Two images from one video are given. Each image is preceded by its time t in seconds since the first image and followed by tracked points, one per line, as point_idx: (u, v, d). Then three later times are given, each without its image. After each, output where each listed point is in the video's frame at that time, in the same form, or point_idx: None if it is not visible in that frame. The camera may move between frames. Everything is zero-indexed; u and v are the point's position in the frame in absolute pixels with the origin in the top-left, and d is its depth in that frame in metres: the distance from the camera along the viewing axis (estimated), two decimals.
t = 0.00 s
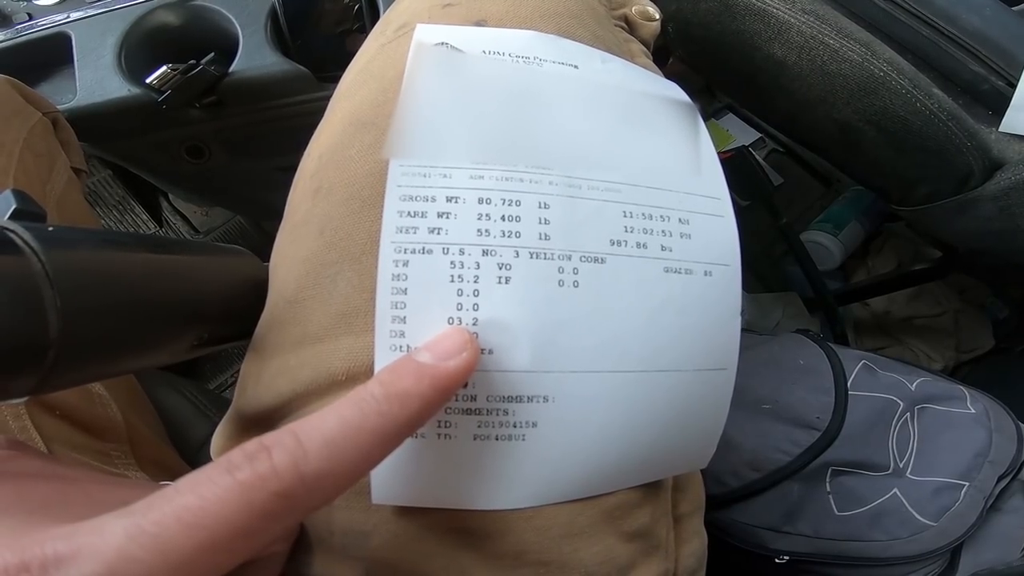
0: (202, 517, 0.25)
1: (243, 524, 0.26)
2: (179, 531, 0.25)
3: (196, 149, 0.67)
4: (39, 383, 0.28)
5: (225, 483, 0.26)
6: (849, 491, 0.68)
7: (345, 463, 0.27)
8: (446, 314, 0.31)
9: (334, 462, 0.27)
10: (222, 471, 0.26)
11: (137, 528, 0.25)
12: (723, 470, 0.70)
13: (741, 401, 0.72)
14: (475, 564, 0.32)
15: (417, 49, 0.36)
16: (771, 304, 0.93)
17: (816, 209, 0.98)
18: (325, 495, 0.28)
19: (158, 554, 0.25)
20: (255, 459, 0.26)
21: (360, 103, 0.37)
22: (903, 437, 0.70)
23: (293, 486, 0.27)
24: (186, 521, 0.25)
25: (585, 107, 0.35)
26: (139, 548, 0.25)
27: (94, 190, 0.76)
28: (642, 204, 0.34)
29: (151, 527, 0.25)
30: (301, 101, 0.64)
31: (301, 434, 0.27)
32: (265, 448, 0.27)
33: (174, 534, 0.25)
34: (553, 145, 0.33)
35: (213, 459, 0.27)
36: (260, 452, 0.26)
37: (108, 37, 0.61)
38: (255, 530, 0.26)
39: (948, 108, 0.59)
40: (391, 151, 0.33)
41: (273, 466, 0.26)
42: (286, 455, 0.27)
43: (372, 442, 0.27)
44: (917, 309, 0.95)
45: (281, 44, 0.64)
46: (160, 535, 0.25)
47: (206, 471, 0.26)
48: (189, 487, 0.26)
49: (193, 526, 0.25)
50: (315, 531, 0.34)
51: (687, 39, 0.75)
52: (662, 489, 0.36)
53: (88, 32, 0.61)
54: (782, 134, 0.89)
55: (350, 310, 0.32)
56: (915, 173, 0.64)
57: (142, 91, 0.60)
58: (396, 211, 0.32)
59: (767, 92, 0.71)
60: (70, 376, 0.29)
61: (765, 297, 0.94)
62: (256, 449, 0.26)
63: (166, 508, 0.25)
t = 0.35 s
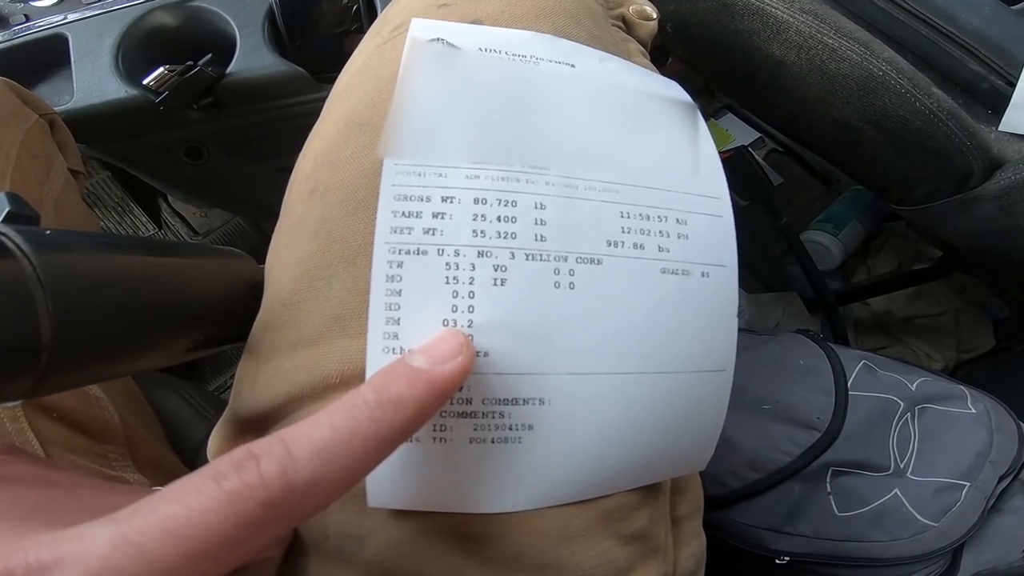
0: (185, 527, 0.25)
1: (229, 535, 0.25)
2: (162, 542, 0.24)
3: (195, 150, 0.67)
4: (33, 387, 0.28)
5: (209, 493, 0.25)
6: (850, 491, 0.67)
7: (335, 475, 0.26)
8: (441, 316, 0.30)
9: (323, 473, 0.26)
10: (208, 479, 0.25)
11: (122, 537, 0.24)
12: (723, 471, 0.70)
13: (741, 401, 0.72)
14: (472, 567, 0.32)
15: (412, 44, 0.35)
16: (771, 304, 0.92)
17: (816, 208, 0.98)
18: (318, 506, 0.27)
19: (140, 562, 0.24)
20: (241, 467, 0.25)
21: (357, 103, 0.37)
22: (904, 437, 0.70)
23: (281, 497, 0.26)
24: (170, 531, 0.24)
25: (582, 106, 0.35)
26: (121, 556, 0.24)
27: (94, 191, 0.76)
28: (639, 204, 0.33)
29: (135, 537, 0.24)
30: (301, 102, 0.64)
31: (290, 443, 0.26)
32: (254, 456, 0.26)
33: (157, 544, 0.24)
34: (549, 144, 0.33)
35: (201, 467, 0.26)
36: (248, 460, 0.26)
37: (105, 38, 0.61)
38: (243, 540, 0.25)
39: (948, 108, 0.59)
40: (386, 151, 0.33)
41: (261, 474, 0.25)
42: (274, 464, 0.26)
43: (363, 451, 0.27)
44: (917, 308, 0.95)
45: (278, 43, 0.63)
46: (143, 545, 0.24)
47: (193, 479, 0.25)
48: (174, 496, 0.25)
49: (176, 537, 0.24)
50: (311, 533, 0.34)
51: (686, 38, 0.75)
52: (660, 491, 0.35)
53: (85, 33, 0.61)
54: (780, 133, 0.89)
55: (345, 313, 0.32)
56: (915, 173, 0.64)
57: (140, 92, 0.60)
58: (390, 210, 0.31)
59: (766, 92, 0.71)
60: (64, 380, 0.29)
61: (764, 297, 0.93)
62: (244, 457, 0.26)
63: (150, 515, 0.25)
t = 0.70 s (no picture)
0: (167, 514, 0.24)
1: (216, 522, 0.25)
2: (142, 532, 0.24)
3: (194, 152, 0.67)
4: (26, 389, 0.28)
5: (199, 474, 0.25)
6: (853, 492, 0.67)
7: (332, 461, 0.26)
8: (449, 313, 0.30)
9: (322, 457, 0.26)
10: (198, 462, 0.25)
11: (98, 526, 0.24)
12: (725, 471, 0.70)
13: (742, 401, 0.72)
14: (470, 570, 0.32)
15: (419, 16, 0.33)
16: (772, 304, 0.92)
17: (817, 207, 0.97)
18: (314, 493, 0.27)
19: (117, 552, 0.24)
20: (237, 450, 0.26)
21: (355, 102, 0.37)
22: (907, 437, 0.70)
23: (277, 483, 0.26)
24: (152, 517, 0.24)
25: (593, 98, 0.34)
26: (98, 543, 0.24)
27: (93, 193, 0.75)
28: (648, 203, 0.33)
29: (113, 525, 0.24)
30: (299, 104, 0.64)
31: (292, 424, 0.27)
32: (252, 438, 0.26)
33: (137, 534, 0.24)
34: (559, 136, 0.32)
35: (196, 448, 0.26)
36: (245, 441, 0.26)
37: (102, 40, 0.61)
38: (228, 531, 0.25)
39: (949, 106, 0.58)
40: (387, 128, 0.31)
41: (258, 457, 0.26)
42: (271, 446, 0.26)
43: (365, 433, 0.27)
44: (921, 307, 0.94)
45: (277, 46, 0.64)
46: (120, 533, 0.24)
47: (182, 465, 0.25)
48: (161, 476, 0.25)
49: (156, 525, 0.24)
50: (308, 538, 0.34)
51: (686, 38, 0.75)
52: (661, 494, 0.35)
53: (83, 36, 0.61)
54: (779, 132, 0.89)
55: (340, 314, 0.32)
56: (915, 171, 0.64)
57: (138, 94, 0.60)
58: (392, 195, 0.30)
59: (766, 91, 0.71)
60: (59, 383, 0.29)
61: (766, 297, 0.93)
62: (241, 438, 0.26)
63: (131, 501, 0.24)
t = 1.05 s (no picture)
0: (216, 507, 0.24)
1: (258, 514, 0.25)
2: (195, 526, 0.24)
3: (191, 158, 0.67)
4: (24, 408, 0.28)
5: (239, 468, 0.25)
6: (851, 496, 0.67)
7: (361, 450, 0.27)
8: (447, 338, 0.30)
9: (350, 448, 0.26)
10: (234, 457, 0.25)
11: (150, 521, 0.24)
12: (724, 476, 0.70)
13: (741, 406, 0.72)
14: None
15: (411, 62, 0.35)
16: (773, 306, 0.91)
17: (817, 208, 0.96)
18: (342, 483, 0.27)
19: (172, 547, 0.24)
20: (267, 444, 0.26)
21: (347, 119, 0.37)
22: (906, 442, 0.70)
23: (313, 474, 0.26)
24: (201, 511, 0.24)
25: (581, 123, 0.35)
26: (149, 541, 0.24)
27: (93, 198, 0.77)
28: (640, 222, 0.33)
29: (163, 521, 0.24)
30: (297, 109, 0.64)
31: (316, 419, 0.26)
32: (279, 432, 0.26)
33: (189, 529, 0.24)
34: (548, 164, 0.33)
35: (220, 447, 0.26)
36: (274, 435, 0.26)
37: (98, 46, 0.61)
38: (269, 517, 0.26)
39: (949, 110, 0.58)
40: (386, 170, 0.32)
41: (288, 450, 0.26)
42: (302, 439, 0.26)
43: (389, 423, 0.27)
44: (921, 309, 0.95)
45: (271, 49, 0.63)
46: (174, 529, 0.24)
47: (218, 459, 0.25)
48: (201, 473, 0.25)
49: (207, 517, 0.24)
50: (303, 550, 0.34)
51: (684, 40, 0.74)
52: (655, 506, 0.35)
53: (79, 41, 0.61)
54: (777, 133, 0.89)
55: (335, 336, 0.32)
56: (914, 176, 0.64)
57: (135, 100, 0.60)
58: (391, 234, 0.31)
59: (765, 94, 0.71)
60: (55, 405, 0.29)
61: (766, 300, 0.92)
62: (270, 433, 0.26)
63: (178, 497, 0.24)
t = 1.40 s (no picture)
0: (240, 501, 0.24)
1: (281, 508, 0.25)
2: (219, 521, 0.24)
3: (195, 156, 0.67)
4: (35, 400, 0.28)
5: (262, 463, 0.25)
6: (856, 494, 0.67)
7: (381, 445, 0.27)
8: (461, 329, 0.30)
9: (369, 442, 0.26)
10: (256, 452, 0.25)
11: (174, 517, 0.24)
12: (728, 474, 0.70)
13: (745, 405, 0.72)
14: None
15: (421, 58, 0.36)
16: (774, 306, 0.93)
17: (818, 209, 0.96)
18: (362, 478, 0.27)
19: (194, 543, 0.24)
20: (289, 439, 0.26)
21: (358, 113, 0.37)
22: (910, 440, 0.70)
23: (334, 467, 0.26)
24: (225, 505, 0.24)
25: (590, 118, 0.35)
26: (172, 538, 0.24)
27: (95, 196, 0.76)
28: (650, 216, 0.33)
29: (186, 517, 0.24)
30: (302, 107, 0.64)
31: (337, 413, 0.26)
32: (301, 427, 0.26)
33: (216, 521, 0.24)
34: (559, 157, 0.33)
35: (244, 442, 0.26)
36: (295, 430, 0.26)
37: (104, 43, 0.60)
38: (291, 512, 0.25)
39: (952, 108, 0.58)
40: (398, 165, 0.32)
41: (310, 445, 0.26)
42: (323, 433, 0.26)
43: (408, 418, 0.27)
44: (923, 309, 0.95)
45: (279, 48, 0.64)
46: (198, 523, 0.24)
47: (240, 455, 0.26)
48: (223, 469, 0.25)
49: (229, 510, 0.24)
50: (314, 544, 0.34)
51: (687, 39, 0.74)
52: (666, 501, 0.35)
53: (84, 38, 0.61)
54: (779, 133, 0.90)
55: (347, 327, 0.32)
56: (917, 175, 0.64)
57: (140, 97, 0.60)
58: (403, 226, 0.31)
59: (769, 93, 0.71)
60: (65, 397, 0.29)
61: (769, 300, 0.94)
62: (291, 428, 0.26)
63: (202, 492, 0.24)
